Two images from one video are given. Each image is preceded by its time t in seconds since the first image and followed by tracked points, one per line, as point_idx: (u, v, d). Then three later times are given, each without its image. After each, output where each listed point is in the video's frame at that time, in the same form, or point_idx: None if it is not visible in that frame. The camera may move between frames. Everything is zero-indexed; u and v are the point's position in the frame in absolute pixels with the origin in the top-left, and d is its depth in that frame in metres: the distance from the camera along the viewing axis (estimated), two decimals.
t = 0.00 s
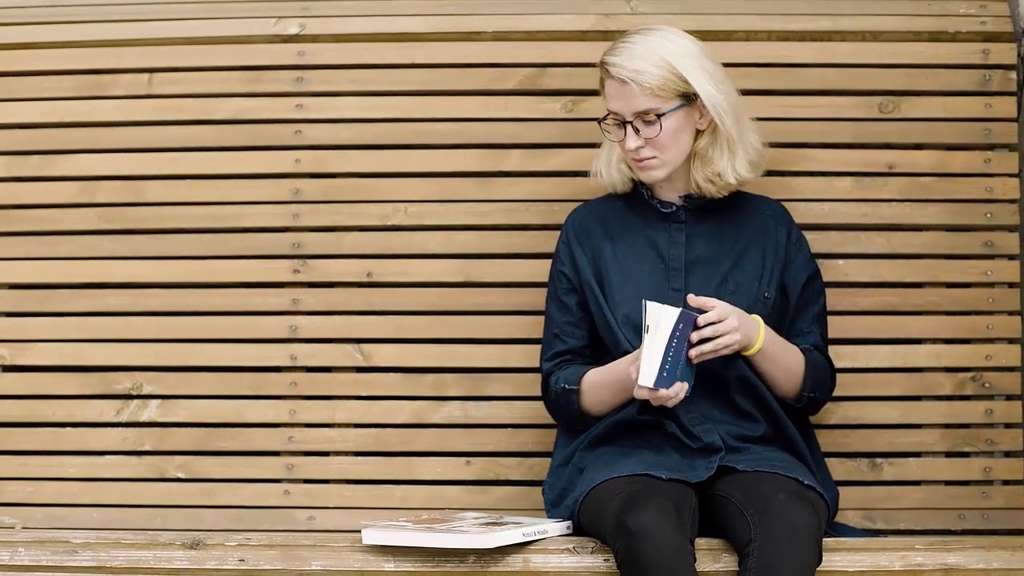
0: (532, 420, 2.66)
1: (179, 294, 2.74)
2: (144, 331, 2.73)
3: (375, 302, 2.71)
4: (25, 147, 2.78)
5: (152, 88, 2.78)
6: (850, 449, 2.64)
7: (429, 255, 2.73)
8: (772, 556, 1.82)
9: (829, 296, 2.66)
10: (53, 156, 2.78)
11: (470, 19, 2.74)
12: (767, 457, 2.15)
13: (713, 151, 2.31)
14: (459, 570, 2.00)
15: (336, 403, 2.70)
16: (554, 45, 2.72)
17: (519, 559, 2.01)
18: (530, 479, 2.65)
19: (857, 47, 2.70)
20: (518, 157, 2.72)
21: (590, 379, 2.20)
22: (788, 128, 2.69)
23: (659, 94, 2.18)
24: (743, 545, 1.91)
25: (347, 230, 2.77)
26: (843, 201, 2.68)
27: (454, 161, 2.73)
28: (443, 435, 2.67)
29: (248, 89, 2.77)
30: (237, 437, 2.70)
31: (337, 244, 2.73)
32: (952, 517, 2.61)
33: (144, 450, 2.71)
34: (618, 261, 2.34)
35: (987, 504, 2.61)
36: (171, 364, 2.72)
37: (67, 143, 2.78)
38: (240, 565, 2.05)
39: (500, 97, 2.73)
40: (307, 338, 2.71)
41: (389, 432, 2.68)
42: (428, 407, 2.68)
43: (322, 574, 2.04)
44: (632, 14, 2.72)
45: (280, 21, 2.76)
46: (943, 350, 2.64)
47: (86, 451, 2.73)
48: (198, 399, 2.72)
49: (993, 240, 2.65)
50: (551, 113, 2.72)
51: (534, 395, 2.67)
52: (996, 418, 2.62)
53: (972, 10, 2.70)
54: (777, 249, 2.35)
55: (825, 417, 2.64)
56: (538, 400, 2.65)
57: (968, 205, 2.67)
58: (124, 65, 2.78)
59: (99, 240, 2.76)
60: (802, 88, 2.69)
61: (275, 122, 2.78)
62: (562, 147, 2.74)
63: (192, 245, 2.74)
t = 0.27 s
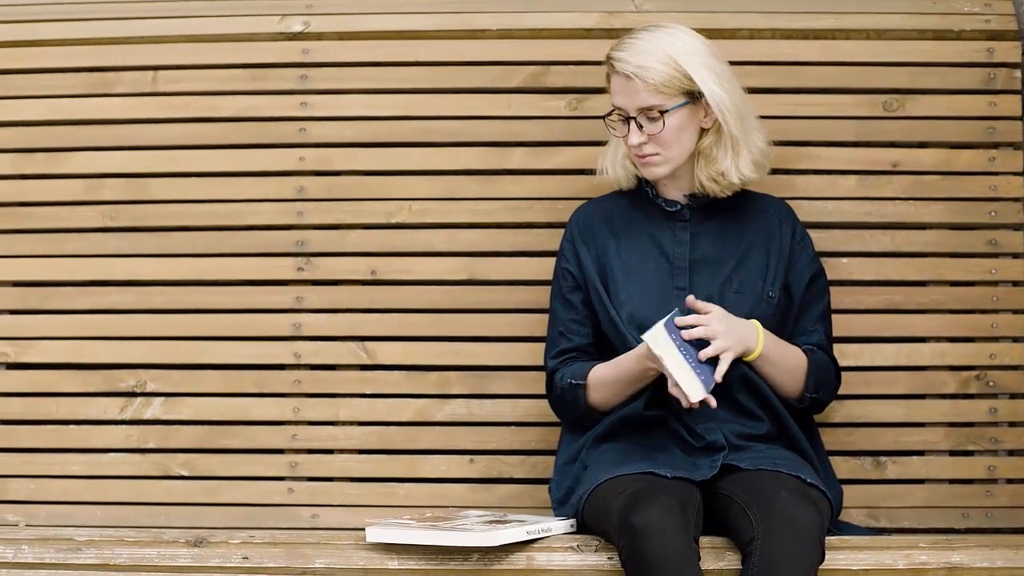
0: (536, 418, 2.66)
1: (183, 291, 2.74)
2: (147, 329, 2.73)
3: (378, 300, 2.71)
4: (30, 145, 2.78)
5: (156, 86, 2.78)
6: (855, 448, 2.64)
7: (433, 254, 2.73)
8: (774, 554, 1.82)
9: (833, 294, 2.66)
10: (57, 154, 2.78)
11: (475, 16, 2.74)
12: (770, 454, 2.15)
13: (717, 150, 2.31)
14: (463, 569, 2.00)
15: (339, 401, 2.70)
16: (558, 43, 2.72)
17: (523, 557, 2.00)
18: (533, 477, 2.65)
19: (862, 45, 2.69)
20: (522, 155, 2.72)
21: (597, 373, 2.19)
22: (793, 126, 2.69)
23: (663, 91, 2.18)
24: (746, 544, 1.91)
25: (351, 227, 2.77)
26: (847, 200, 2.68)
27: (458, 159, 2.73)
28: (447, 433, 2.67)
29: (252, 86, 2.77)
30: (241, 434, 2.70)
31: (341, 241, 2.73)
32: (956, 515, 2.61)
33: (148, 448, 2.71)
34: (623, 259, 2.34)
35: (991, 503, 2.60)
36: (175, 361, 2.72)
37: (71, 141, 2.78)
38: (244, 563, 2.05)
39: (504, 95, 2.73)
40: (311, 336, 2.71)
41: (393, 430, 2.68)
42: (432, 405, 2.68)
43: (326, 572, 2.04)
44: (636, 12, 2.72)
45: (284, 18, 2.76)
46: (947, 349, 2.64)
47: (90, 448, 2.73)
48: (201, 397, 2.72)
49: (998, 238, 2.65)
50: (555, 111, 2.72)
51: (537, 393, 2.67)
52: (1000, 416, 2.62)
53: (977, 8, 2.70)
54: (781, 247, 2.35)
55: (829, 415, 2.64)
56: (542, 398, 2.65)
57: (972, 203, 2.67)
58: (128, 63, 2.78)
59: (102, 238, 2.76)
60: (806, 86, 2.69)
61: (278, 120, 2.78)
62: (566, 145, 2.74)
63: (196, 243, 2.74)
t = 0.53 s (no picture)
0: (534, 416, 2.66)
1: (181, 289, 2.73)
2: (145, 327, 2.73)
3: (376, 298, 2.71)
4: (27, 142, 2.78)
5: (154, 83, 2.78)
6: (853, 446, 2.64)
7: (431, 251, 2.73)
8: (770, 551, 1.81)
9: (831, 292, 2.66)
10: (55, 152, 2.78)
11: (473, 14, 2.73)
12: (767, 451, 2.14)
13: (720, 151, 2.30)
14: (461, 567, 2.00)
15: (337, 399, 2.70)
16: (556, 41, 2.72)
17: (520, 555, 2.00)
18: (531, 475, 2.65)
19: (860, 44, 2.69)
20: (521, 153, 2.72)
21: (571, 377, 2.20)
22: (791, 125, 2.69)
23: (671, 90, 2.17)
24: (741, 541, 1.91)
25: (349, 225, 2.77)
26: (846, 198, 2.68)
27: (456, 157, 2.73)
28: (445, 431, 2.67)
29: (250, 84, 2.77)
30: (239, 432, 2.70)
31: (339, 239, 2.73)
32: (954, 513, 2.61)
33: (146, 446, 2.71)
34: (621, 258, 2.34)
35: (989, 501, 2.61)
36: (172, 359, 2.72)
37: (69, 138, 2.78)
38: (241, 561, 2.05)
39: (502, 93, 2.73)
40: (309, 334, 2.71)
41: (391, 429, 2.68)
42: (430, 403, 2.68)
43: (324, 570, 2.04)
44: (635, 9, 2.71)
45: (282, 16, 2.76)
46: (945, 347, 2.63)
47: (87, 446, 2.73)
48: (199, 395, 2.72)
49: (996, 237, 2.65)
50: (554, 109, 2.72)
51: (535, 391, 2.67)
52: (998, 414, 2.62)
53: (975, 6, 2.70)
54: (780, 246, 2.34)
55: (827, 413, 2.64)
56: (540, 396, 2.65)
57: (970, 201, 2.67)
58: (126, 60, 2.77)
59: (100, 236, 2.76)
60: (805, 84, 2.69)
61: (277, 117, 2.77)
62: (564, 143, 2.74)
63: (194, 241, 2.74)
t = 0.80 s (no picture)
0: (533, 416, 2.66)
1: (180, 289, 2.73)
2: (144, 327, 2.73)
3: (375, 298, 2.71)
4: (26, 143, 2.78)
5: (153, 84, 2.78)
6: (851, 446, 2.63)
7: (430, 252, 2.73)
8: (769, 550, 1.81)
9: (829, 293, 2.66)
10: (54, 152, 2.78)
11: (471, 14, 2.73)
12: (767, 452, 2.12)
13: (738, 157, 2.26)
14: (459, 567, 1.99)
15: (336, 399, 2.69)
16: (555, 41, 2.72)
17: (519, 556, 1.99)
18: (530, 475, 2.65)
19: (859, 44, 2.69)
20: (519, 153, 2.72)
21: (542, 389, 2.23)
22: (790, 125, 2.69)
23: (701, 94, 2.14)
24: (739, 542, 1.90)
25: (347, 226, 2.77)
26: (844, 199, 2.68)
27: (455, 157, 2.73)
28: (444, 431, 2.67)
29: (249, 85, 2.77)
30: (237, 432, 2.70)
31: (338, 240, 2.73)
32: (952, 514, 2.61)
33: (144, 446, 2.71)
34: (624, 259, 2.30)
35: (987, 501, 2.60)
36: (171, 359, 2.72)
37: (68, 139, 2.78)
38: (239, 561, 2.04)
39: (501, 93, 2.73)
40: (308, 334, 2.71)
41: (389, 429, 2.68)
42: (429, 403, 2.68)
43: (322, 570, 2.03)
44: (633, 10, 2.71)
45: (281, 16, 2.76)
46: (944, 347, 2.63)
47: (86, 446, 2.72)
48: (198, 395, 2.72)
49: (995, 237, 2.65)
50: (552, 109, 2.72)
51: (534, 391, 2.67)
52: (997, 415, 2.62)
53: (974, 6, 2.70)
54: (785, 249, 2.31)
55: (826, 414, 2.64)
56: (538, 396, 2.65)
57: (969, 202, 2.67)
58: (124, 61, 2.77)
59: (99, 236, 2.76)
60: (804, 85, 2.69)
61: (275, 117, 2.77)
62: (563, 143, 2.74)
63: (192, 241, 2.74)
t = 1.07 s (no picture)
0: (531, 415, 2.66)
1: (178, 288, 2.73)
2: (142, 326, 2.73)
3: (373, 297, 2.71)
4: (24, 142, 2.78)
5: (151, 83, 2.77)
6: (850, 445, 2.63)
7: (428, 250, 2.73)
8: (764, 544, 1.80)
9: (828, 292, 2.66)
10: (52, 151, 2.78)
11: (470, 13, 2.73)
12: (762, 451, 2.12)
13: (747, 160, 2.26)
14: (456, 566, 1.97)
15: (334, 398, 2.70)
16: (553, 39, 2.72)
17: (517, 555, 1.98)
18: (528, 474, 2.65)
19: (857, 42, 2.69)
20: (518, 152, 2.72)
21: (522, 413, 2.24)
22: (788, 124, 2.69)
23: (713, 96, 2.13)
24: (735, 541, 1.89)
25: (346, 225, 2.77)
26: (842, 197, 2.68)
27: (453, 155, 2.73)
28: (442, 429, 2.67)
29: (247, 83, 2.77)
30: (236, 431, 2.70)
31: (336, 238, 2.73)
32: (950, 512, 2.61)
33: (143, 445, 2.71)
34: (627, 258, 2.29)
35: (985, 500, 2.60)
36: (169, 358, 2.72)
37: (66, 138, 2.78)
38: (238, 560, 2.03)
39: (499, 92, 2.73)
40: (306, 333, 2.71)
41: (388, 427, 2.69)
42: (427, 402, 2.68)
43: (321, 569, 2.02)
44: (632, 8, 2.71)
45: (279, 15, 2.76)
46: (942, 346, 2.63)
47: (84, 445, 2.72)
48: (197, 394, 2.72)
49: (993, 236, 2.65)
50: (550, 108, 2.72)
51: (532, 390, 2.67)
52: (995, 414, 2.62)
53: (972, 5, 2.69)
54: (788, 251, 2.31)
55: (824, 413, 2.64)
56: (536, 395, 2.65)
57: (967, 200, 2.67)
58: (122, 60, 2.77)
59: (97, 235, 2.75)
60: (802, 83, 2.69)
61: (273, 116, 2.77)
62: (561, 142, 2.74)
63: (191, 240, 2.74)
